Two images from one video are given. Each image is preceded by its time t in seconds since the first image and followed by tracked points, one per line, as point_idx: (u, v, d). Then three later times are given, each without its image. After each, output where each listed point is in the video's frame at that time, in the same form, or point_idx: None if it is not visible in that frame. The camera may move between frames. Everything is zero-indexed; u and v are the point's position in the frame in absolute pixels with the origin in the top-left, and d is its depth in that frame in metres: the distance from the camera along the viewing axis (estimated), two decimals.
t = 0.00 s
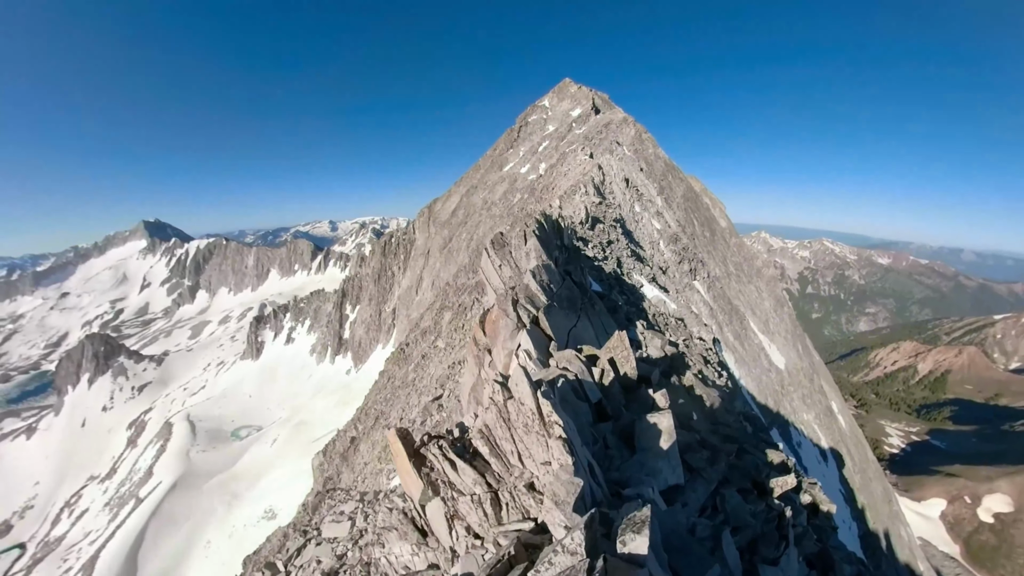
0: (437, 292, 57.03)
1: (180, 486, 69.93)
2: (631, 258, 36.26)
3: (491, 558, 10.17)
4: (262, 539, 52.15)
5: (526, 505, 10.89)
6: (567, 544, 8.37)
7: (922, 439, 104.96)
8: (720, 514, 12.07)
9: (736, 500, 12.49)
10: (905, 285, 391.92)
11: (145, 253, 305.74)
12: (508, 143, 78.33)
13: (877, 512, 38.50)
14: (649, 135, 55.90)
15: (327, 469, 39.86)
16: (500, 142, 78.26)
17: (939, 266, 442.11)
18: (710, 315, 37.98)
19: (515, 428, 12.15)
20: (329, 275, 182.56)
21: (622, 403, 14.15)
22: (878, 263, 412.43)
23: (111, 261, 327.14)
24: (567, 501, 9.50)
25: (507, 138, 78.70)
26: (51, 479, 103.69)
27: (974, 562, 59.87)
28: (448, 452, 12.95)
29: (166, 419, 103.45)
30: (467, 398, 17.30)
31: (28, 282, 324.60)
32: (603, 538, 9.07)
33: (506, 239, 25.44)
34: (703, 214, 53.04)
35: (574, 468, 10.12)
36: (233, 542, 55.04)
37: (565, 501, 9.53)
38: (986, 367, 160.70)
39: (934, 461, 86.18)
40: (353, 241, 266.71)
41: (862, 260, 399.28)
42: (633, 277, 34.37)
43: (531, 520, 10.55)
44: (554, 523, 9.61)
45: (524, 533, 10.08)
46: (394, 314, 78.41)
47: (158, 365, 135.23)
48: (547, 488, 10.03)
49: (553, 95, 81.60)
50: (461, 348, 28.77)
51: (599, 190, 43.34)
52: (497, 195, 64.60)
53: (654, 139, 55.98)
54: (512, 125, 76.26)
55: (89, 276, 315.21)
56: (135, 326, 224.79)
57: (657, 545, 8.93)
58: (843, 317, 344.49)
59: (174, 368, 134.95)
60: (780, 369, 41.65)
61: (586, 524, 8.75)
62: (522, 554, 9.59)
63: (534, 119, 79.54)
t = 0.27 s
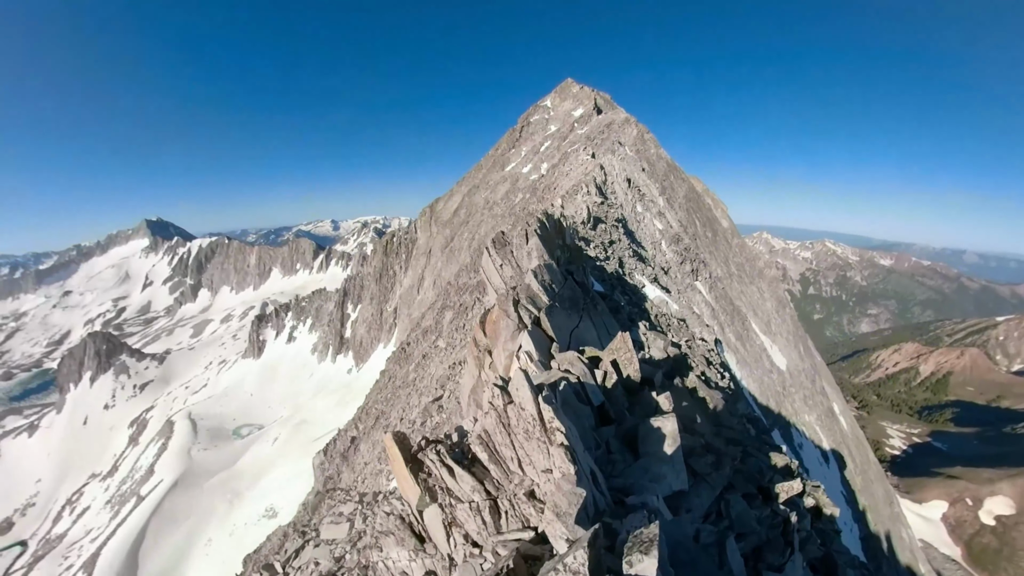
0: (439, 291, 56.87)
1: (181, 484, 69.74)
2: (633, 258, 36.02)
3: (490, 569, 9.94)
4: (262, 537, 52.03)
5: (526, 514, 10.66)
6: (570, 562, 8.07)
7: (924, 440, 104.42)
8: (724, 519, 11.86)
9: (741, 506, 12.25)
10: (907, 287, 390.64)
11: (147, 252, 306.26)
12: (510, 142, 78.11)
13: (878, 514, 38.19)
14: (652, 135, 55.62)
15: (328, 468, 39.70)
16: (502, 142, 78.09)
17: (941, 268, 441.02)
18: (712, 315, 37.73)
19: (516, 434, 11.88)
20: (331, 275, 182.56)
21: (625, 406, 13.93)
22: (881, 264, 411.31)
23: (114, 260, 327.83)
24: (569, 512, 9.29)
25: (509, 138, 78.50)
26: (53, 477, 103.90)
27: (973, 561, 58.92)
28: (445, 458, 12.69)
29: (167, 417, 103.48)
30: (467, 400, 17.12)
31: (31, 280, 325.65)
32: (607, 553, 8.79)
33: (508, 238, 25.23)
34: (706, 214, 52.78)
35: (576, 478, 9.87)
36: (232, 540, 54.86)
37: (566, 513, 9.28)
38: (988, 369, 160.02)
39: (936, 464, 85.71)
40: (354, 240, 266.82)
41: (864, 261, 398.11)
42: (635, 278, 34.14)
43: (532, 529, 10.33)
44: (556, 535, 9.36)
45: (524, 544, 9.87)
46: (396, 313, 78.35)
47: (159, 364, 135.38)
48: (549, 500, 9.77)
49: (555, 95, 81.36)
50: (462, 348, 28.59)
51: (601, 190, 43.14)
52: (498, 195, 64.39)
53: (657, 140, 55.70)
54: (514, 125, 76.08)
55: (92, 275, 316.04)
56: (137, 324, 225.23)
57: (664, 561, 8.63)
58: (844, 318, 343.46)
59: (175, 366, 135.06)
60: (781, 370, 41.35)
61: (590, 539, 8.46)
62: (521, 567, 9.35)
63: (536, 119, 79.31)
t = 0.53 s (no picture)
0: (438, 291, 56.84)
1: (183, 485, 69.71)
2: (632, 255, 35.97)
3: None
4: (265, 537, 51.99)
5: (526, 519, 10.69)
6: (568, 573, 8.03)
7: (924, 435, 104.41)
8: (725, 521, 11.84)
9: (742, 506, 12.23)
10: (907, 281, 390.57)
11: (147, 254, 305.82)
12: (509, 140, 77.89)
13: (878, 508, 38.15)
14: (650, 132, 55.45)
15: (329, 468, 39.66)
16: (501, 140, 77.90)
17: (940, 262, 441.01)
18: (711, 312, 37.70)
19: (515, 439, 11.85)
20: (330, 274, 182.38)
21: (625, 407, 13.89)
22: (880, 259, 411.14)
23: (113, 262, 327.51)
24: (568, 521, 9.29)
25: (508, 136, 78.30)
26: (55, 480, 103.86)
27: (975, 555, 58.82)
28: (444, 463, 12.67)
29: (169, 418, 103.47)
30: (467, 402, 17.10)
31: (31, 283, 325.24)
32: (606, 563, 8.75)
33: (506, 238, 25.14)
34: (704, 210, 52.65)
35: (575, 485, 9.83)
36: (235, 541, 54.79)
37: (566, 521, 9.26)
38: (988, 363, 160.16)
39: (936, 458, 85.76)
40: (354, 239, 266.42)
41: (864, 256, 398.05)
42: (634, 275, 34.06)
43: (531, 535, 10.35)
44: (555, 543, 9.34)
45: (523, 550, 9.90)
46: (396, 312, 78.37)
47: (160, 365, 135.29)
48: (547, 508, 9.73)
49: (553, 93, 81.13)
50: (462, 347, 28.50)
51: (600, 187, 43.05)
52: (497, 193, 64.23)
53: (655, 137, 55.57)
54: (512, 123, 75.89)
55: (91, 277, 315.74)
56: (137, 326, 225.06)
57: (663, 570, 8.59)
58: (844, 313, 343.45)
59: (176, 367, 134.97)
60: (781, 366, 41.31)
61: (590, 550, 8.40)
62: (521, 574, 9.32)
63: (534, 117, 79.13)
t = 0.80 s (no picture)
0: (439, 290, 56.87)
1: (187, 487, 69.79)
2: (632, 253, 35.89)
3: None
4: (268, 537, 52.02)
5: (529, 525, 10.62)
6: None
7: (926, 429, 104.29)
8: (728, 521, 11.80)
9: (745, 507, 12.18)
10: (908, 276, 390.00)
11: (147, 257, 305.90)
12: (508, 139, 77.76)
13: (881, 503, 38.10)
14: (649, 129, 55.34)
15: (332, 468, 39.64)
16: (500, 138, 77.75)
17: (941, 256, 440.32)
18: (712, 308, 37.66)
19: (517, 443, 11.79)
20: (331, 275, 182.38)
21: (627, 408, 13.82)
22: (881, 254, 410.60)
23: (113, 265, 327.91)
24: (572, 528, 9.22)
25: (507, 134, 78.16)
26: (58, 483, 104.09)
27: (978, 549, 58.79)
28: (446, 468, 12.63)
29: (171, 420, 103.61)
30: (468, 404, 17.06)
31: (32, 287, 325.60)
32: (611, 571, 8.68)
33: (506, 237, 25.09)
34: (704, 207, 52.51)
35: (579, 493, 9.75)
36: (238, 542, 54.84)
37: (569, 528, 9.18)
38: (990, 357, 159.94)
39: (938, 452, 85.69)
40: (354, 239, 266.37)
41: (864, 252, 397.56)
42: (635, 273, 33.97)
43: (534, 540, 10.29)
44: (559, 552, 9.26)
45: (527, 557, 9.83)
46: (396, 312, 78.37)
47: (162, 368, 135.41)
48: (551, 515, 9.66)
49: (551, 90, 80.94)
50: (462, 347, 28.45)
51: (599, 185, 42.97)
52: (497, 192, 64.15)
53: (654, 133, 55.42)
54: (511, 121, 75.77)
55: (92, 280, 316.04)
56: (139, 328, 225.25)
57: None
58: (845, 309, 343.07)
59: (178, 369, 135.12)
60: (782, 362, 41.24)
61: (594, 560, 8.34)
62: None
63: (533, 115, 78.97)
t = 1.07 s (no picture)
0: (441, 290, 57.00)
1: (190, 489, 69.94)
2: (633, 252, 35.94)
3: None
4: (273, 538, 52.15)
5: (536, 524, 10.65)
6: None
7: (929, 427, 104.17)
8: (732, 519, 11.85)
9: (749, 505, 12.24)
10: (909, 273, 389.43)
11: (148, 259, 306.23)
12: (508, 139, 77.84)
13: (883, 501, 38.09)
14: (649, 128, 55.38)
15: (335, 469, 39.71)
16: (500, 138, 77.82)
17: (942, 253, 439.75)
18: (713, 307, 37.69)
19: (524, 443, 11.89)
20: (332, 276, 182.60)
21: (631, 407, 13.86)
22: (882, 251, 410.08)
23: (115, 268, 328.71)
24: (579, 526, 9.26)
25: (507, 134, 78.21)
26: (62, 486, 104.29)
27: (982, 547, 58.73)
28: (453, 469, 12.73)
29: (174, 422, 103.81)
30: (473, 405, 17.14)
31: (34, 291, 326.07)
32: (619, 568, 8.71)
33: (508, 237, 25.17)
34: (704, 205, 52.51)
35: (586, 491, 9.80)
36: (242, 543, 54.94)
37: (577, 526, 9.21)
38: (992, 354, 159.80)
39: (941, 449, 85.62)
40: (355, 240, 266.53)
41: (865, 249, 397.06)
42: (636, 271, 33.99)
43: (541, 538, 10.33)
44: (567, 549, 9.29)
45: (534, 554, 9.85)
46: (398, 313, 78.50)
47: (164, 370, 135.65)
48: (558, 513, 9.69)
49: (551, 90, 81.00)
50: (465, 347, 28.51)
51: (600, 184, 43.02)
52: (497, 192, 64.20)
53: (654, 132, 55.46)
54: (511, 121, 75.83)
55: (94, 284, 316.56)
56: (141, 331, 225.58)
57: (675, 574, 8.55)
58: (846, 306, 342.57)
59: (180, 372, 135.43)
60: (784, 360, 41.26)
61: (603, 557, 8.38)
62: None
63: (533, 115, 79.02)
